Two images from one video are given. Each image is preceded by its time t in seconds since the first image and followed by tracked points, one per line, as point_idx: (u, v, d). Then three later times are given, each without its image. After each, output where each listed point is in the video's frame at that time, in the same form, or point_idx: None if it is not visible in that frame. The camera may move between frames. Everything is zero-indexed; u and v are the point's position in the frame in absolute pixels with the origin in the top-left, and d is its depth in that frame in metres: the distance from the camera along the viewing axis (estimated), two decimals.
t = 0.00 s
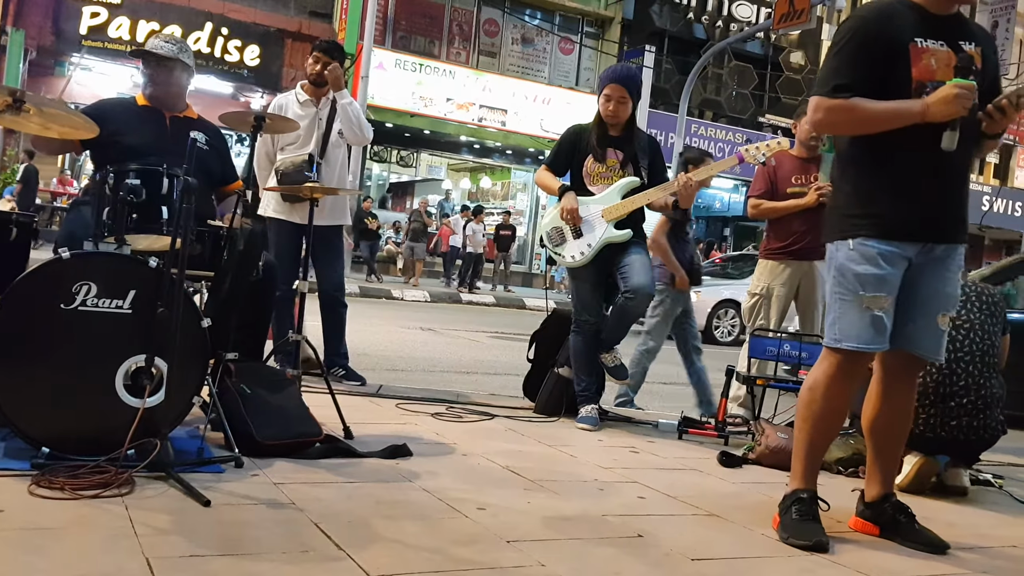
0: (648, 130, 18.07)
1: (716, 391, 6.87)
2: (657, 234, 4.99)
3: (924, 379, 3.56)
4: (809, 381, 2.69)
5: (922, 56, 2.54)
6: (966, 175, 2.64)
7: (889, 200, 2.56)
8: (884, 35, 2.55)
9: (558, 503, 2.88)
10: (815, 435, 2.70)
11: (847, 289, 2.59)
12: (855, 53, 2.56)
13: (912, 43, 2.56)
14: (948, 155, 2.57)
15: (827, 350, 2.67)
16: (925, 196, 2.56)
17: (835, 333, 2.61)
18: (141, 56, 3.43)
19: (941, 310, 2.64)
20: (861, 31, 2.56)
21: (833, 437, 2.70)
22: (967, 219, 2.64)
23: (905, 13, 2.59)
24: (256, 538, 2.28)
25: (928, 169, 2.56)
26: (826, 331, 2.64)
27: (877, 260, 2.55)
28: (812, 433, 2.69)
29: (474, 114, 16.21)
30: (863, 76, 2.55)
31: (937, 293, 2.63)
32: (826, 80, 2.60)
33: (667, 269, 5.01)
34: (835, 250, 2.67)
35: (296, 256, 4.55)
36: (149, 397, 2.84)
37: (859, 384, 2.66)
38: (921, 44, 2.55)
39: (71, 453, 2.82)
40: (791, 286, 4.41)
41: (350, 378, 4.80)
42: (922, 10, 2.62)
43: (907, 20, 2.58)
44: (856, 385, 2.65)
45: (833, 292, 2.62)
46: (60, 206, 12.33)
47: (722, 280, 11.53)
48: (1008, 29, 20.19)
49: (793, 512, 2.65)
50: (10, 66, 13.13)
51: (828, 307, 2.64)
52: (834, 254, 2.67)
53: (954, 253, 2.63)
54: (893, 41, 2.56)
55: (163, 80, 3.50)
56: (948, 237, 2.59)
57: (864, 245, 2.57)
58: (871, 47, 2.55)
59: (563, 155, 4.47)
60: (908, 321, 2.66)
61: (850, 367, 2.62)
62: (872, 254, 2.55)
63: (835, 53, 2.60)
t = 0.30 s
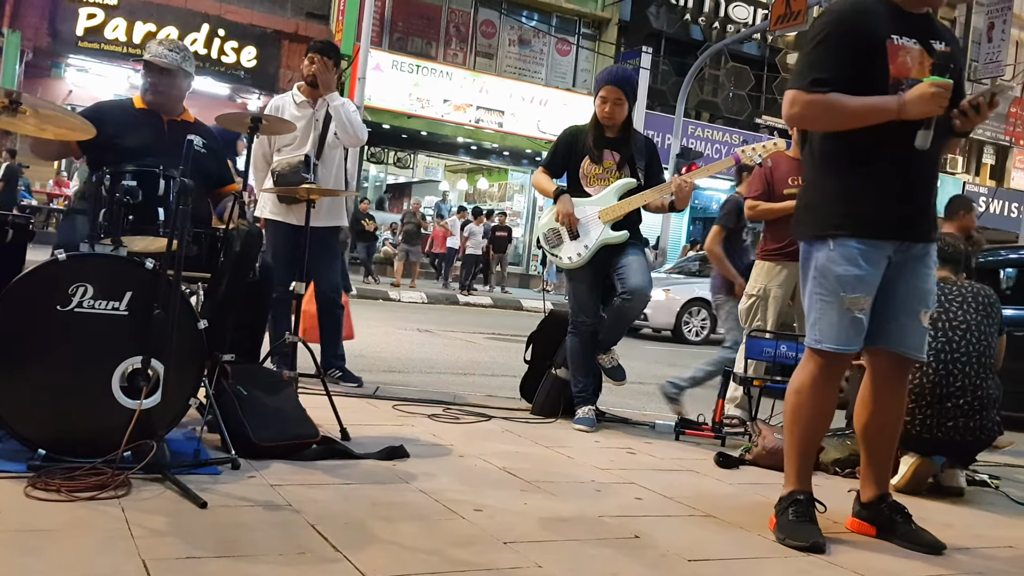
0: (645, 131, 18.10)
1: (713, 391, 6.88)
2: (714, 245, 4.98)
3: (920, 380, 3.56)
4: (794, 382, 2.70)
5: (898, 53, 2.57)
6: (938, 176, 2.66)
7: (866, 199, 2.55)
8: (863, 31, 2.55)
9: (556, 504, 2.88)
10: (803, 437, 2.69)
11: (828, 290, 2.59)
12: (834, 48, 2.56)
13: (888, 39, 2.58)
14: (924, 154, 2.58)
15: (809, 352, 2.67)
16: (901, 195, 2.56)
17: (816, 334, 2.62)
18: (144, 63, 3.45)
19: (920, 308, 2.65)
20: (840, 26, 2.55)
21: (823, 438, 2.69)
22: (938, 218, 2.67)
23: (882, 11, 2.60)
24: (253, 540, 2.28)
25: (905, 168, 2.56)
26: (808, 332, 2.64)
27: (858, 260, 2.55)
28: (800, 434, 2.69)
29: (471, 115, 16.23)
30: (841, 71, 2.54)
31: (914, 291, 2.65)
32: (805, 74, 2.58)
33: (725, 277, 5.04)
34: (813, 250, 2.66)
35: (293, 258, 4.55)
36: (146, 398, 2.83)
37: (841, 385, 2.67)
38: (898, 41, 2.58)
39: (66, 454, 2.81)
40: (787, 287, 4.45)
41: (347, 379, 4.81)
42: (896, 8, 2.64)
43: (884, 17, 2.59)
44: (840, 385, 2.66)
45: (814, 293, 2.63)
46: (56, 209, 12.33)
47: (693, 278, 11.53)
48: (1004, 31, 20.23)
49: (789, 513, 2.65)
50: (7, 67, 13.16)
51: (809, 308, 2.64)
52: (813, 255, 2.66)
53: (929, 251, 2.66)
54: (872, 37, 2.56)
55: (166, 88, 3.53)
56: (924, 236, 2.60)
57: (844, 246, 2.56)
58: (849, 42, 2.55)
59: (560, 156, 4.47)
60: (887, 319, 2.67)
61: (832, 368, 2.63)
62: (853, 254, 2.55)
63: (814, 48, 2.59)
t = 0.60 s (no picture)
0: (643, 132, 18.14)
1: (711, 392, 6.89)
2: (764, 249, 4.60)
3: (917, 381, 3.56)
4: (781, 383, 2.70)
5: (878, 52, 2.59)
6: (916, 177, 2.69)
7: (848, 200, 2.56)
8: (843, 32, 2.56)
9: (554, 505, 2.88)
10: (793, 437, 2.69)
11: (813, 292, 2.60)
12: (813, 48, 2.56)
13: (868, 39, 2.59)
14: (904, 154, 2.59)
15: (795, 352, 2.68)
16: (882, 195, 2.57)
17: (801, 335, 2.63)
18: (140, 60, 3.45)
19: (906, 308, 2.66)
20: (822, 26, 2.56)
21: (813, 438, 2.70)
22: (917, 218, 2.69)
23: (862, 11, 2.61)
24: (252, 542, 2.27)
25: (885, 169, 2.58)
26: (792, 332, 2.65)
27: (842, 262, 2.56)
28: (791, 435, 2.68)
29: (469, 116, 16.26)
30: (822, 71, 2.55)
31: (900, 290, 2.66)
32: (786, 73, 2.58)
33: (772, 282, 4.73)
34: (795, 252, 2.66)
35: (292, 259, 4.55)
36: (144, 400, 2.82)
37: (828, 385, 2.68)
38: (878, 40, 2.59)
39: (64, 456, 2.81)
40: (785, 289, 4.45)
41: (346, 381, 4.81)
42: (874, 7, 2.65)
43: (864, 17, 2.60)
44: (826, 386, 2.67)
45: (798, 294, 2.64)
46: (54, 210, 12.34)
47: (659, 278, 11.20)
48: (1001, 32, 20.24)
49: (788, 514, 2.65)
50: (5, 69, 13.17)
51: (793, 309, 2.65)
52: (796, 256, 2.66)
53: (914, 251, 2.67)
54: (852, 38, 2.57)
55: (163, 82, 3.53)
56: (906, 236, 2.62)
57: (827, 248, 2.57)
58: (828, 42, 2.56)
59: (558, 156, 4.46)
60: (873, 317, 2.68)
61: (817, 369, 2.65)
62: (837, 256, 2.56)
63: (795, 47, 2.59)
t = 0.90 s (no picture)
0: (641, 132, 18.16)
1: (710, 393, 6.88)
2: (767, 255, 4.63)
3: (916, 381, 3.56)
4: (774, 382, 2.71)
5: (870, 52, 2.58)
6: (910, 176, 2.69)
7: (839, 202, 2.56)
8: (834, 35, 2.56)
9: (554, 505, 2.88)
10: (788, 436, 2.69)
11: (805, 292, 2.60)
12: (804, 53, 2.56)
13: (860, 40, 2.58)
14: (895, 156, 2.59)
15: (787, 352, 2.69)
16: (873, 196, 2.57)
17: (793, 335, 2.63)
18: (144, 68, 3.45)
19: (903, 306, 2.65)
20: (812, 30, 2.56)
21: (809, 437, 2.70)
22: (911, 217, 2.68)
23: (852, 12, 2.61)
24: (251, 543, 2.27)
25: (876, 170, 2.58)
26: (784, 332, 2.66)
27: (833, 263, 2.57)
28: (786, 433, 2.68)
29: (468, 117, 16.25)
30: (813, 76, 2.55)
31: (894, 288, 2.66)
32: (777, 79, 2.58)
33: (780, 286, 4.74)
34: (787, 253, 2.67)
35: (291, 259, 4.55)
36: (143, 401, 2.83)
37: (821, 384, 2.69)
38: (870, 40, 2.59)
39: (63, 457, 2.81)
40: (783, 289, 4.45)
41: (345, 381, 4.81)
42: (864, 7, 2.65)
43: (854, 19, 2.60)
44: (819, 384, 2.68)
45: (790, 294, 2.64)
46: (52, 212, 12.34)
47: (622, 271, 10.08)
48: (1000, 32, 20.00)
49: (787, 514, 2.65)
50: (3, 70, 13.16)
51: (785, 309, 2.66)
52: (787, 257, 2.67)
53: (907, 250, 2.67)
54: (842, 41, 2.57)
55: (165, 92, 3.52)
56: (899, 235, 2.62)
57: (818, 249, 2.57)
58: (819, 47, 2.56)
59: (557, 157, 4.46)
60: (870, 316, 2.68)
61: (810, 368, 2.65)
62: (828, 256, 2.57)
63: (786, 52, 2.59)
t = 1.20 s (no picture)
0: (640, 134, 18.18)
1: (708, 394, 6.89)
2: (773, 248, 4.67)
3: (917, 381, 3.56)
4: (780, 384, 2.71)
5: (863, 53, 2.57)
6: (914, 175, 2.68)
7: (841, 203, 2.56)
8: (825, 37, 2.57)
9: (553, 506, 2.88)
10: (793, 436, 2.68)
11: (811, 293, 2.60)
12: (796, 55, 2.57)
13: (852, 41, 2.58)
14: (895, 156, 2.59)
15: (792, 354, 2.69)
16: (876, 195, 2.57)
17: (798, 336, 2.63)
18: (145, 68, 3.46)
19: (914, 303, 2.64)
20: (804, 32, 2.57)
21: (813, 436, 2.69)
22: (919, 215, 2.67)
23: (845, 14, 2.61)
24: (250, 544, 2.27)
25: (877, 169, 2.58)
26: (790, 334, 2.66)
27: (838, 262, 2.57)
28: (792, 433, 2.67)
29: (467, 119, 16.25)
30: (807, 76, 2.56)
31: (905, 286, 2.65)
32: (771, 81, 2.59)
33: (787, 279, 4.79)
34: (792, 255, 2.67)
35: (290, 260, 4.54)
36: (141, 402, 2.83)
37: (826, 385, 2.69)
38: (863, 41, 2.58)
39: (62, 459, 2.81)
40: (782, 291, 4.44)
41: (343, 383, 4.81)
42: (856, 8, 2.65)
43: (846, 20, 2.61)
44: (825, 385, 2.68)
45: (795, 295, 2.64)
46: (52, 212, 12.38)
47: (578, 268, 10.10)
48: (998, 34, 19.95)
49: (786, 515, 2.65)
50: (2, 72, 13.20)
51: (791, 310, 2.66)
52: (793, 259, 2.67)
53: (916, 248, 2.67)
54: (834, 43, 2.57)
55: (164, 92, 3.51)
56: (908, 234, 2.60)
57: (823, 249, 2.58)
58: (810, 49, 2.57)
59: (556, 160, 4.49)
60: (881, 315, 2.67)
61: (815, 369, 2.65)
62: (832, 257, 2.57)
63: (779, 53, 2.60)
